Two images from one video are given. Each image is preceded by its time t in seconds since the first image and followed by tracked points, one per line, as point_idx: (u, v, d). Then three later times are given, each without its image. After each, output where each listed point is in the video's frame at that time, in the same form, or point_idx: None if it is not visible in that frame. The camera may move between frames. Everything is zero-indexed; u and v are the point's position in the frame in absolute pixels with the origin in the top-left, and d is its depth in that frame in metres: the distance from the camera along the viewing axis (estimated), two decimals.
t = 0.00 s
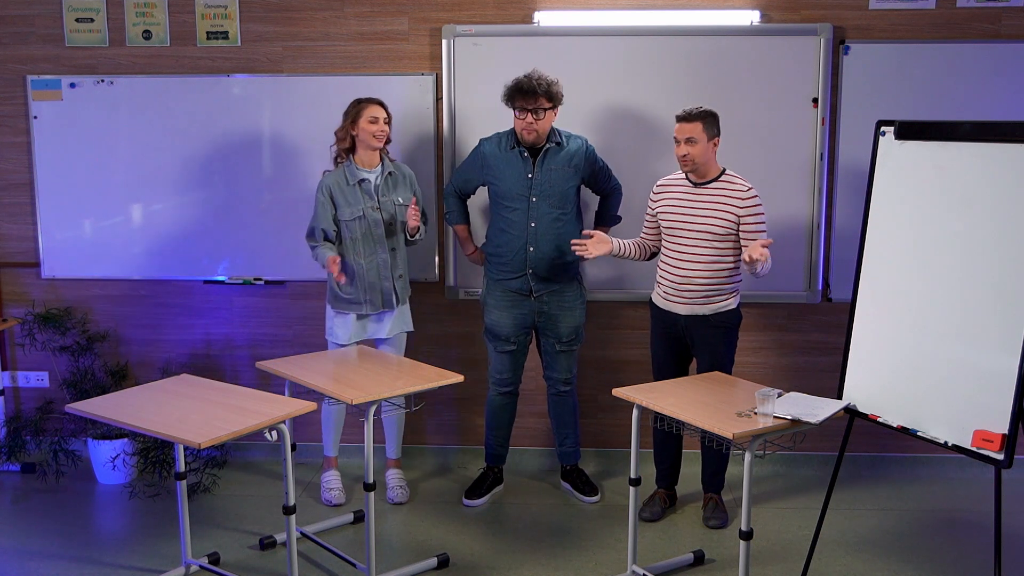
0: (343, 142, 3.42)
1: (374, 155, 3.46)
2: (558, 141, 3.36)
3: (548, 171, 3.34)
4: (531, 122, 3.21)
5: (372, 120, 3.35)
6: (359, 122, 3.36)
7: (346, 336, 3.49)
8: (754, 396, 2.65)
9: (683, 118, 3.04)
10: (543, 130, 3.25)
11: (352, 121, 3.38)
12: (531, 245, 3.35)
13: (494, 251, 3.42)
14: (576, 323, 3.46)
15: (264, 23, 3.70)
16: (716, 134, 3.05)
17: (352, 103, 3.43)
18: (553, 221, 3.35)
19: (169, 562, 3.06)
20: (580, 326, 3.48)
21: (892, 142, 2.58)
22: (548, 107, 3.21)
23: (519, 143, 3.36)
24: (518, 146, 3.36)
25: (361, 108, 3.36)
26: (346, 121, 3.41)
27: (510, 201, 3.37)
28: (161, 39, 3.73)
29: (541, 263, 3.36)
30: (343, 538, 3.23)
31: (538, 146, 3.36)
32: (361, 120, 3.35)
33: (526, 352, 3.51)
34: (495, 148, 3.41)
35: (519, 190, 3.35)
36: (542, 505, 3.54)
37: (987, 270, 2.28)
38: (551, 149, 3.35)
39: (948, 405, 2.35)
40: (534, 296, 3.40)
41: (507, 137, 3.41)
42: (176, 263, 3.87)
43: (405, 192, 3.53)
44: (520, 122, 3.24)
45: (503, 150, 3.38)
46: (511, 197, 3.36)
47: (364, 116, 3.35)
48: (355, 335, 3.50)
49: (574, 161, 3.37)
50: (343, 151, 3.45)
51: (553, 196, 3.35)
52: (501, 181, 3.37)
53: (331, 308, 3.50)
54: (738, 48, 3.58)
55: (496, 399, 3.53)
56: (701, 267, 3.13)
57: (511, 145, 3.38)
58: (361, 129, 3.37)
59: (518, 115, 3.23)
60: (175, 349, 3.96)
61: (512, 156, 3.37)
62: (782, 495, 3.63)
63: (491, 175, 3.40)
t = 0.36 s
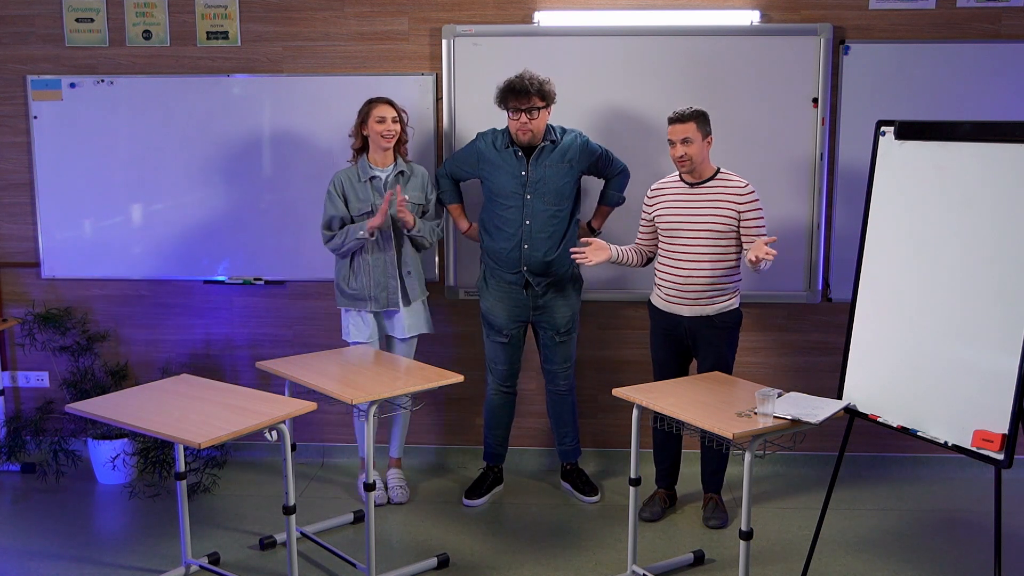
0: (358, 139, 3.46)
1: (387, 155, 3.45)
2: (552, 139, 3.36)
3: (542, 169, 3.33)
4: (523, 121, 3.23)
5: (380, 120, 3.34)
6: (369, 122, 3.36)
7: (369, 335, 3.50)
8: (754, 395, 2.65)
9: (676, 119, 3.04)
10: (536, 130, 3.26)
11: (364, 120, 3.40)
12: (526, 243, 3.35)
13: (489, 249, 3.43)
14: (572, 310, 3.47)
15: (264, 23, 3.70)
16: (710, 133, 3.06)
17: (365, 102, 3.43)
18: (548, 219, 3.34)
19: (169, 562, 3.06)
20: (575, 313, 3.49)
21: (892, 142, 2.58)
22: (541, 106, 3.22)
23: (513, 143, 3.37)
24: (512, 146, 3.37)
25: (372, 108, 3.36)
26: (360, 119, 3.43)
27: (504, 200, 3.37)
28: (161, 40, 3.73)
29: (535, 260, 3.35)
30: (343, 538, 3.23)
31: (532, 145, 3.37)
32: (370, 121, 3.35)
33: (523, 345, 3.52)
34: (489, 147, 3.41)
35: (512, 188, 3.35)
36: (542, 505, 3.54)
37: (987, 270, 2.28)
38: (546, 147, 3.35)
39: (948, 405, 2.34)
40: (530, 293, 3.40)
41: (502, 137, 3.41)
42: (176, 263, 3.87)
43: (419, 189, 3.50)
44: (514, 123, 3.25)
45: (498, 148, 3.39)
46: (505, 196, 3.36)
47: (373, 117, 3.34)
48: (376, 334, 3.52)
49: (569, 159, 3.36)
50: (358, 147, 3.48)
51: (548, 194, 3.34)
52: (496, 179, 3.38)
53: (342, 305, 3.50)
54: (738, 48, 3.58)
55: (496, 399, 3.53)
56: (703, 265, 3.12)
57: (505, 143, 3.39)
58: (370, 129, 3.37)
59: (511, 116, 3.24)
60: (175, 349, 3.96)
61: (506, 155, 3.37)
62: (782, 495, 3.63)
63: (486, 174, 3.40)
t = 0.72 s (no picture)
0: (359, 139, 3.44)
1: (388, 155, 3.45)
2: (550, 138, 3.38)
3: (541, 167, 3.35)
4: (520, 114, 3.24)
5: (382, 120, 3.34)
6: (371, 121, 3.36)
7: (364, 335, 3.51)
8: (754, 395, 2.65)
9: (674, 113, 3.07)
10: (533, 124, 3.27)
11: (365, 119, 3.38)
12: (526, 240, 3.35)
13: (490, 248, 3.43)
14: (573, 317, 3.46)
15: (264, 23, 3.70)
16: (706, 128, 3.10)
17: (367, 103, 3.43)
18: (548, 217, 3.35)
19: (169, 562, 3.06)
20: (576, 321, 3.47)
21: (892, 142, 2.58)
22: (537, 99, 3.24)
23: (511, 141, 3.38)
24: (511, 144, 3.38)
25: (375, 106, 3.36)
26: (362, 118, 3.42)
27: (504, 197, 3.37)
28: (161, 39, 3.73)
29: (536, 257, 3.36)
30: (343, 538, 3.23)
31: (530, 144, 3.38)
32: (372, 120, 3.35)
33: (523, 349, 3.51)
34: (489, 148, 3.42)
35: (512, 186, 3.36)
36: (542, 505, 3.54)
37: (986, 270, 2.28)
38: (545, 146, 3.37)
39: (948, 405, 2.34)
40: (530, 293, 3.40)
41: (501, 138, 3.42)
42: (177, 263, 3.87)
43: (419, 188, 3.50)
44: (510, 117, 3.27)
45: (496, 149, 3.40)
46: (504, 194, 3.37)
47: (376, 115, 3.34)
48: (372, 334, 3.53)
49: (567, 158, 3.38)
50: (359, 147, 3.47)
51: (547, 192, 3.35)
52: (494, 179, 3.38)
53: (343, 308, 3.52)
54: (738, 48, 3.58)
55: (497, 399, 3.52)
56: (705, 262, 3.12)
57: (503, 143, 3.40)
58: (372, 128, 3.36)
59: (508, 109, 3.25)
60: (175, 349, 3.96)
61: (505, 154, 3.39)
62: (782, 495, 3.63)
63: (485, 173, 3.41)
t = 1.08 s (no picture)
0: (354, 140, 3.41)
1: (384, 155, 3.45)
2: (552, 140, 3.39)
3: (543, 169, 3.35)
4: (519, 110, 3.24)
5: (383, 120, 3.34)
6: (370, 121, 3.36)
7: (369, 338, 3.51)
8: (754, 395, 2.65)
9: (673, 113, 3.08)
10: (532, 121, 3.27)
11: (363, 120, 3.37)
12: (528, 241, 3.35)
13: (492, 250, 3.43)
14: (574, 320, 3.46)
15: (264, 23, 3.70)
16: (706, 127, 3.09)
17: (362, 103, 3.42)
18: (549, 219, 3.35)
19: (169, 562, 3.06)
20: (578, 321, 3.48)
21: (892, 142, 2.58)
22: (535, 95, 3.24)
23: (512, 143, 3.39)
24: (512, 146, 3.39)
25: (372, 107, 3.35)
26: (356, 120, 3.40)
27: (506, 199, 3.37)
28: (161, 39, 3.73)
29: (537, 258, 3.36)
30: (343, 538, 3.23)
31: (531, 145, 3.39)
32: (371, 120, 3.35)
33: (524, 349, 3.51)
34: (491, 152, 3.42)
35: (514, 186, 3.36)
36: (542, 505, 3.54)
37: (986, 270, 2.28)
38: (546, 148, 3.38)
39: (948, 405, 2.34)
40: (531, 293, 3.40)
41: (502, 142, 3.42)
42: (177, 263, 3.87)
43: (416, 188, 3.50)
44: (510, 113, 3.27)
45: (498, 152, 3.41)
46: (506, 195, 3.37)
47: (375, 115, 3.34)
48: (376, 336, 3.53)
49: (569, 160, 3.39)
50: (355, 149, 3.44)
51: (548, 193, 3.35)
52: (497, 180, 3.39)
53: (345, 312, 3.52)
54: (737, 48, 3.58)
55: (498, 399, 3.52)
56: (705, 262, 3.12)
57: (505, 145, 3.41)
58: (371, 127, 3.36)
59: (508, 106, 3.26)
60: (175, 349, 3.96)
61: (507, 155, 3.39)
62: (782, 495, 3.63)
63: (487, 175, 3.41)
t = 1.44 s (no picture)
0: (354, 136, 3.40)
1: (383, 151, 3.46)
2: (554, 142, 3.39)
3: (546, 171, 3.35)
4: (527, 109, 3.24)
5: (386, 116, 3.34)
6: (371, 118, 3.35)
7: (369, 335, 3.49)
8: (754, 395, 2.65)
9: (665, 116, 3.07)
10: (539, 120, 3.27)
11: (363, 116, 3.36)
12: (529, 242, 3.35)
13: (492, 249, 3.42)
14: (574, 315, 3.46)
15: (264, 23, 3.70)
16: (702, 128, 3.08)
17: (362, 99, 3.40)
18: (549, 221, 3.36)
19: (169, 562, 3.06)
20: (578, 317, 3.47)
21: (892, 143, 2.58)
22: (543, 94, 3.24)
23: (515, 144, 3.38)
24: (515, 147, 3.38)
25: (372, 103, 3.34)
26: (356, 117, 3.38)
27: (509, 200, 3.37)
28: (161, 40, 3.73)
29: (537, 259, 3.36)
30: (343, 538, 3.23)
31: (535, 147, 3.38)
32: (372, 116, 3.35)
33: (524, 347, 3.51)
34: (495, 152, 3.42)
35: (517, 188, 3.36)
36: (542, 505, 3.54)
37: (986, 270, 2.28)
38: (549, 150, 3.38)
39: (947, 405, 2.35)
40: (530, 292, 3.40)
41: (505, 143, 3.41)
42: (177, 262, 3.87)
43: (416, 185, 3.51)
44: (517, 112, 3.27)
45: (501, 152, 3.40)
46: (508, 196, 3.37)
47: (376, 111, 3.34)
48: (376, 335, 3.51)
49: (572, 164, 3.39)
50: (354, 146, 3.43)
51: (550, 196, 3.35)
52: (499, 181, 3.38)
53: (346, 310, 3.50)
54: (737, 48, 3.58)
55: (497, 398, 3.52)
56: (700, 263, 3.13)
57: (508, 145, 3.40)
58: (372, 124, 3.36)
59: (515, 104, 3.25)
60: (175, 349, 3.97)
61: (510, 156, 3.39)
62: (782, 495, 3.63)
63: (490, 175, 3.40)
